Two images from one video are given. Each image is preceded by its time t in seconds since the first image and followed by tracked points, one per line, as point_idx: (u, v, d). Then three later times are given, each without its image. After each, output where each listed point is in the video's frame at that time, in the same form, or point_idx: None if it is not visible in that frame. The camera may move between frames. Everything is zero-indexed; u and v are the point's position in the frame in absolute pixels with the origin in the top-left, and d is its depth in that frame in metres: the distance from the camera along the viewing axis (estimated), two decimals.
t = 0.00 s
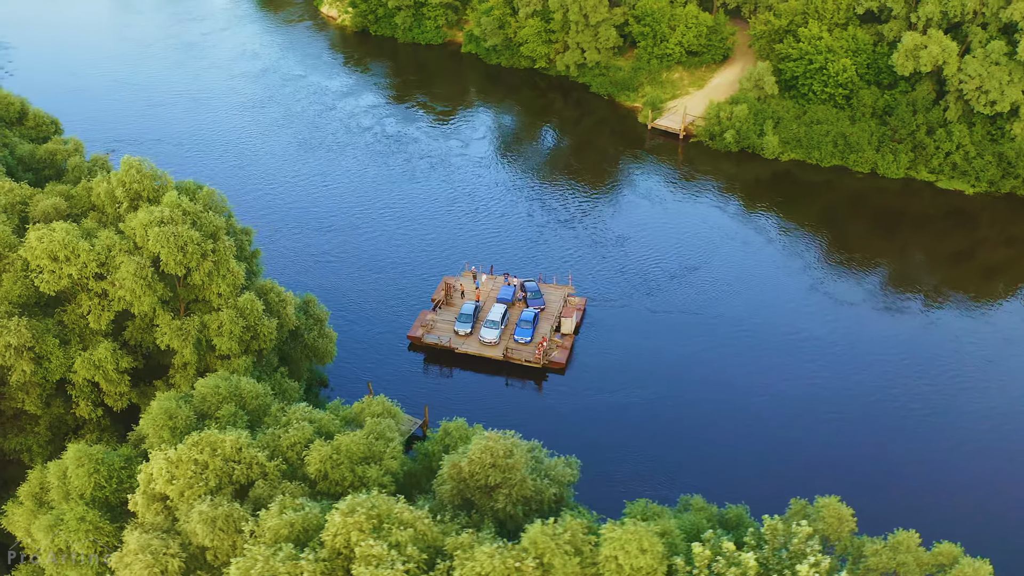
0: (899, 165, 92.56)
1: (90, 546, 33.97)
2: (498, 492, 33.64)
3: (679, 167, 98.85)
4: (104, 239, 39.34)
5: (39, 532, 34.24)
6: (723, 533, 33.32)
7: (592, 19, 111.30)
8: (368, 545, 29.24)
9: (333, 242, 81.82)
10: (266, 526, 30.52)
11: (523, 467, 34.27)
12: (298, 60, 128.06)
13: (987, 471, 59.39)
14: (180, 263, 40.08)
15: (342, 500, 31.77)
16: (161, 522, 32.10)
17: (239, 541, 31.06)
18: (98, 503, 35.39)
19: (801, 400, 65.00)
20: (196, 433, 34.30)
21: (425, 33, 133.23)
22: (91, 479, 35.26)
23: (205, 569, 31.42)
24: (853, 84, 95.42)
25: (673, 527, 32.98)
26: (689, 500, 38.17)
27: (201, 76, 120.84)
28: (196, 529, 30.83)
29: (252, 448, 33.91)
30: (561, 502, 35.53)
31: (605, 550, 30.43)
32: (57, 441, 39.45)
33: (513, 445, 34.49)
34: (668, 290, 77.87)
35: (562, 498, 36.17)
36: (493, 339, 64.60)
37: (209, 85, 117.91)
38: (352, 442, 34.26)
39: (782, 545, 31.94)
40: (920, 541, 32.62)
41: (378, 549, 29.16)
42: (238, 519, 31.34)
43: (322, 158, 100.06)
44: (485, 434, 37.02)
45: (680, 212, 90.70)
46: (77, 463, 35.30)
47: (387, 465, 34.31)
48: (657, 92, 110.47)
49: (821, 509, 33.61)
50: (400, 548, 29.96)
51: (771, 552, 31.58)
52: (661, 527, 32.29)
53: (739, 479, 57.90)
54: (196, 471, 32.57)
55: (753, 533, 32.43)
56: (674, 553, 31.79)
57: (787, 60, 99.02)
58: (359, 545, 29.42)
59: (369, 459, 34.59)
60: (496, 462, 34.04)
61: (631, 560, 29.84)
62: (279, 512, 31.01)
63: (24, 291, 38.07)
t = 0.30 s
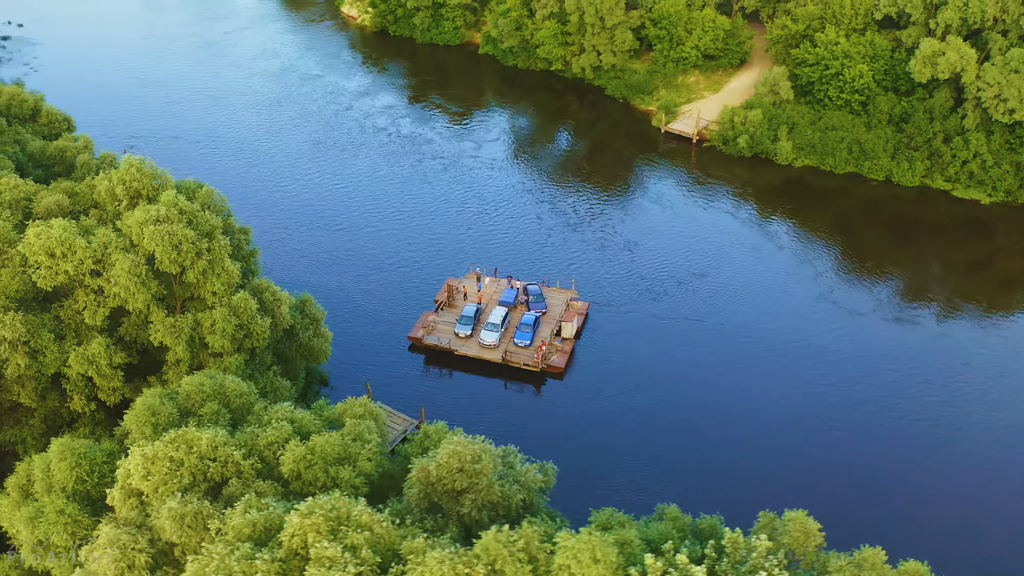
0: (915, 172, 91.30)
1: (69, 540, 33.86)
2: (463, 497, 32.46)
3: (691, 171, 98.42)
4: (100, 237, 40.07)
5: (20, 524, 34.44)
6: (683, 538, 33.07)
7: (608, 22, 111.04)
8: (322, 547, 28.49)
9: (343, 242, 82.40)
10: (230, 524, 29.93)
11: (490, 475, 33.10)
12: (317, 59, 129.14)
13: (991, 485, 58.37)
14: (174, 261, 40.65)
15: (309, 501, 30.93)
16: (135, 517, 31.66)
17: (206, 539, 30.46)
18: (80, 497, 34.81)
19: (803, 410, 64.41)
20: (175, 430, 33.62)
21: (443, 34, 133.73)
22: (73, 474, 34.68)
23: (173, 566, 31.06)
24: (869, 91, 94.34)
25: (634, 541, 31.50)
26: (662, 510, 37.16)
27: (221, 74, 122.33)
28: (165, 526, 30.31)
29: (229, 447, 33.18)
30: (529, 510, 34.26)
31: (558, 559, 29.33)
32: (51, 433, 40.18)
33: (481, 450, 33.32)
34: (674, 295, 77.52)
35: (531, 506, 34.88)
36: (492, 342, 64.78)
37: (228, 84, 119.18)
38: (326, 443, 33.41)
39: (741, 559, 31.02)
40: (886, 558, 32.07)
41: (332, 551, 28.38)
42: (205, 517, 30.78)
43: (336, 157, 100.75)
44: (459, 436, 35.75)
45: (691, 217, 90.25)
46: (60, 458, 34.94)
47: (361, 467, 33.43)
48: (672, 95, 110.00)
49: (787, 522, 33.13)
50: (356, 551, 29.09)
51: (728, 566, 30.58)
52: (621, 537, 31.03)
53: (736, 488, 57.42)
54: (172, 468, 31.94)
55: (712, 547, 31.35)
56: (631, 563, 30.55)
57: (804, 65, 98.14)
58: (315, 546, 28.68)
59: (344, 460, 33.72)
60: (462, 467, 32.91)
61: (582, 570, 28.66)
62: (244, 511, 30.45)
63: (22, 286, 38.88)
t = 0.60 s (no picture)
0: (929, 181, 90.17)
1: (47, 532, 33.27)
2: (429, 501, 30.59)
3: (703, 176, 97.89)
4: (97, 235, 40.75)
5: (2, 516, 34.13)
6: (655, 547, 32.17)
7: (623, 25, 110.72)
8: (277, 547, 26.73)
9: (352, 242, 82.92)
10: (194, 522, 28.18)
11: (461, 482, 31.12)
12: (335, 59, 130.20)
13: (995, 501, 57.26)
14: (169, 259, 41.25)
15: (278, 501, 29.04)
16: (109, 511, 30.12)
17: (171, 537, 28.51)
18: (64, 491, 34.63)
19: (805, 420, 63.79)
20: (154, 427, 31.99)
21: (461, 35, 134.26)
22: (57, 467, 34.28)
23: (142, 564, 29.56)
24: (886, 97, 93.29)
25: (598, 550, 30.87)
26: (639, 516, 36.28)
27: (240, 73, 123.71)
28: (133, 521, 28.52)
29: (207, 445, 31.29)
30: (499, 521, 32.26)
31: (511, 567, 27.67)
32: (46, 426, 40.87)
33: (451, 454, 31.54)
34: (679, 301, 77.15)
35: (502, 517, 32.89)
36: (491, 345, 64.93)
37: (246, 83, 120.44)
38: (303, 443, 31.40)
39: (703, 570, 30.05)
40: None
41: (286, 552, 26.58)
42: (174, 517, 28.83)
43: (350, 157, 101.35)
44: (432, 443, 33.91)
45: (701, 223, 89.74)
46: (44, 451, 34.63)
47: (336, 469, 31.40)
48: (686, 99, 109.57)
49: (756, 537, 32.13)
50: (312, 553, 27.34)
51: None
52: (579, 545, 30.22)
53: (732, 497, 56.97)
54: (147, 465, 29.91)
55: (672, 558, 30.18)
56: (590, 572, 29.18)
57: (819, 70, 97.25)
58: (270, 546, 26.89)
59: (320, 461, 31.80)
60: (431, 473, 31.00)
61: None
62: (209, 509, 28.59)
63: (19, 282, 39.58)
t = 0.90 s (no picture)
0: (944, 189, 88.99)
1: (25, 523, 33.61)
2: (393, 504, 29.96)
3: (715, 182, 97.43)
4: (94, 232, 41.49)
5: None
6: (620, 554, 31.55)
7: (638, 28, 110.39)
8: (233, 547, 26.25)
9: (360, 242, 83.42)
10: (159, 518, 27.69)
11: (427, 487, 30.21)
12: (353, 59, 131.18)
13: (999, 517, 56.13)
14: (163, 257, 41.88)
15: (248, 500, 28.63)
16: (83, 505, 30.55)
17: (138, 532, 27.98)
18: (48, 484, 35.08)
19: (805, 430, 63.17)
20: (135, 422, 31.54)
21: (478, 36, 134.66)
22: (41, 459, 34.49)
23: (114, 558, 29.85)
24: (902, 104, 92.10)
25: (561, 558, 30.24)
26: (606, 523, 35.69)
27: (259, 72, 125.05)
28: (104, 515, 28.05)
29: (185, 442, 30.85)
30: (467, 527, 31.31)
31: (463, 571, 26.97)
32: (40, 418, 41.60)
33: (419, 457, 30.89)
34: (685, 307, 76.77)
35: (472, 523, 31.92)
36: (490, 347, 65.17)
37: (265, 82, 121.61)
38: (279, 443, 31.13)
39: None
40: None
41: (241, 551, 26.11)
42: (140, 512, 28.16)
43: (363, 157, 101.90)
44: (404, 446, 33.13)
45: (711, 229, 89.22)
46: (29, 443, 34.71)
47: (310, 469, 30.97)
48: (700, 104, 109.02)
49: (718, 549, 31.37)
50: (269, 554, 26.84)
51: None
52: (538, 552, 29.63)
53: (727, 505, 56.54)
54: (123, 460, 29.42)
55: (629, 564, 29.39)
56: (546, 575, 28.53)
57: (835, 76, 96.25)
58: (226, 545, 26.43)
59: (295, 460, 31.37)
60: (398, 476, 30.15)
61: None
62: (176, 505, 28.05)
63: (16, 277, 40.35)
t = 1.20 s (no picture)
0: (959, 198, 87.80)
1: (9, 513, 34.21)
2: (359, 504, 28.93)
3: (728, 187, 96.83)
4: (92, 229, 42.31)
5: None
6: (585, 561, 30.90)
7: (654, 31, 110.02)
8: (192, 543, 26.06)
9: (368, 241, 83.85)
10: (128, 513, 27.80)
11: (397, 489, 29.14)
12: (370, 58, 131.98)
13: (998, 533, 55.31)
14: (158, 254, 42.53)
15: (218, 497, 28.39)
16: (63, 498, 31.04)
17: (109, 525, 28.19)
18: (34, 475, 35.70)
19: (805, 438, 62.65)
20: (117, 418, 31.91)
21: (495, 37, 134.96)
22: (26, 451, 35.02)
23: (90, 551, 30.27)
24: (917, 110, 91.00)
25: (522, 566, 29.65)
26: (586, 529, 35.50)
27: (277, 71, 126.24)
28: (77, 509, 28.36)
29: (164, 438, 31.10)
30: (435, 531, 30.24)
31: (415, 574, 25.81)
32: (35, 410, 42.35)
33: (389, 458, 29.81)
34: (690, 313, 76.37)
35: (441, 526, 30.84)
36: (489, 350, 65.35)
37: (282, 81, 122.64)
38: (255, 440, 31.13)
39: None
40: None
41: (201, 547, 25.91)
42: (111, 506, 28.18)
43: (376, 155, 102.25)
44: (375, 445, 32.09)
45: (721, 234, 88.59)
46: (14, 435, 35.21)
47: (285, 467, 30.98)
48: (714, 108, 108.45)
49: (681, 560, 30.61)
50: (229, 552, 26.55)
51: None
52: (496, 558, 29.13)
53: (722, 512, 56.19)
54: (101, 454, 29.75)
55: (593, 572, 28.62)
56: None
57: (850, 82, 95.28)
58: (186, 542, 26.22)
59: (271, 458, 31.42)
60: (367, 477, 29.07)
61: None
62: (144, 501, 28.06)
63: (15, 271, 41.19)
